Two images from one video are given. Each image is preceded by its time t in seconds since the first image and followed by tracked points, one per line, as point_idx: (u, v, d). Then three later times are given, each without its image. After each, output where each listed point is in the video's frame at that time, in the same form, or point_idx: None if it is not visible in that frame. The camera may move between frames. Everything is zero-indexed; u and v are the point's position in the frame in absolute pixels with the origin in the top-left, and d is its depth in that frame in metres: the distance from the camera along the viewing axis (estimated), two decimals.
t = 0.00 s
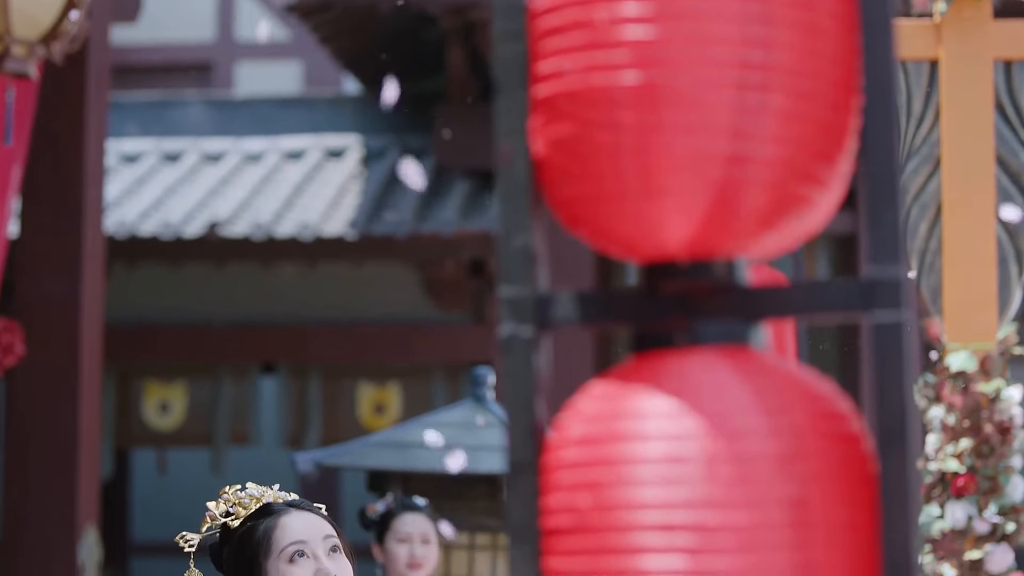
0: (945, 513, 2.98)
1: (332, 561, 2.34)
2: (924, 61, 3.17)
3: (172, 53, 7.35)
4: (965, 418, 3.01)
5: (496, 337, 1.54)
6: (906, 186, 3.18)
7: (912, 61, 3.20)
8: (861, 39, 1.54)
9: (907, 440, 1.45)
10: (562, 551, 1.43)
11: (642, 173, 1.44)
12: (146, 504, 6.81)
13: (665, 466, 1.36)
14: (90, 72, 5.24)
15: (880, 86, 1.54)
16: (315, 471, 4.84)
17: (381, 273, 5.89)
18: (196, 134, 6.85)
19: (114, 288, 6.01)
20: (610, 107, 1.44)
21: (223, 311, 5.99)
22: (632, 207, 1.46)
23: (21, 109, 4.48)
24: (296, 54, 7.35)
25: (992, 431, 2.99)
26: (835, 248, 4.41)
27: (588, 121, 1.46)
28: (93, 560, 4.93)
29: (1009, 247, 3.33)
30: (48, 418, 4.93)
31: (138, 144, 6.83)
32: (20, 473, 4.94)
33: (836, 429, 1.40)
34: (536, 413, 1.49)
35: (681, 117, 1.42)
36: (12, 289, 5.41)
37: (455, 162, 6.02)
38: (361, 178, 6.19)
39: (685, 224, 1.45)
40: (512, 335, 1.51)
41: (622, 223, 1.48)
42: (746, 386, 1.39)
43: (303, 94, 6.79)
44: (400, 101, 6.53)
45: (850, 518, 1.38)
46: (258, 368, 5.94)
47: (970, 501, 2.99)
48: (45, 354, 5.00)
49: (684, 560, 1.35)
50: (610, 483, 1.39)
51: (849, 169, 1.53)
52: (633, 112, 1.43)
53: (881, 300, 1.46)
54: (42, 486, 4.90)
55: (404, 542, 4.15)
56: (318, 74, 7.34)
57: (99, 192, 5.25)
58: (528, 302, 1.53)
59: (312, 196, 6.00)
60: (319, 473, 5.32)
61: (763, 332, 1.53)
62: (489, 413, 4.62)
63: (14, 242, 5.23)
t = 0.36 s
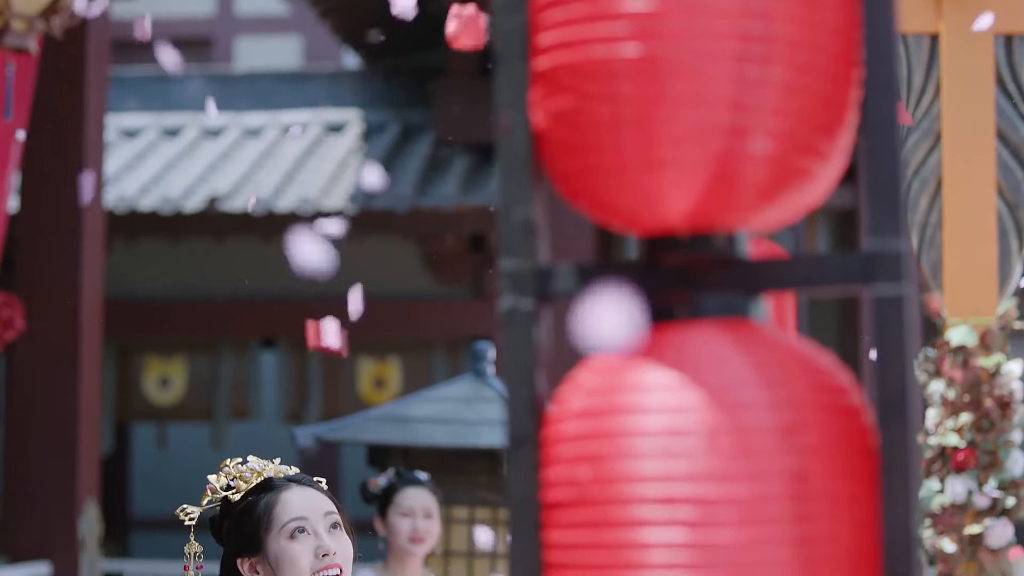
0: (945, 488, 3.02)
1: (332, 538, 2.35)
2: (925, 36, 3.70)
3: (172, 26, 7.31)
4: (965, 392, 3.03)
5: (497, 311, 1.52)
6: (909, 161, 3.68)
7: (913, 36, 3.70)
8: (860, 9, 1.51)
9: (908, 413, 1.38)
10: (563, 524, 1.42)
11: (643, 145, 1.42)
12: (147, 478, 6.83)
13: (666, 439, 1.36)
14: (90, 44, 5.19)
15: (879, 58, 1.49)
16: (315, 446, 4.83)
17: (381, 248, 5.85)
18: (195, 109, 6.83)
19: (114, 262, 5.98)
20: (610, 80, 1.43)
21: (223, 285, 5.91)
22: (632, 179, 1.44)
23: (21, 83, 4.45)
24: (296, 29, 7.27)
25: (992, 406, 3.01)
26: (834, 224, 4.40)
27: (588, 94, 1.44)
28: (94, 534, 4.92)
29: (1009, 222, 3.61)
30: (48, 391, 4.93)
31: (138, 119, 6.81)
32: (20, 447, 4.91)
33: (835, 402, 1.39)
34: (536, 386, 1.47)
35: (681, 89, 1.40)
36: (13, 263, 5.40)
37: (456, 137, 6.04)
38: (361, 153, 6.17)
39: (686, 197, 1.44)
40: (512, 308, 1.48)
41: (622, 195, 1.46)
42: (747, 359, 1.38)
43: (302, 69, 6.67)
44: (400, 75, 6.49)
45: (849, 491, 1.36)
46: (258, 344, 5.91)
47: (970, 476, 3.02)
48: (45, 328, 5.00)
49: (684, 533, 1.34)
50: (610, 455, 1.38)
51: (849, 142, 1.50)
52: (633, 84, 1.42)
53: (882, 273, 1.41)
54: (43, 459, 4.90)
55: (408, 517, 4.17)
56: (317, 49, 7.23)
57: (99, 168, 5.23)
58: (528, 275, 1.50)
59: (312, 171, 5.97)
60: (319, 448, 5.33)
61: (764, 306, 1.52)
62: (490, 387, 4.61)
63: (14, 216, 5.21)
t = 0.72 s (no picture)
0: (945, 462, 3.03)
1: (331, 513, 2.33)
2: (926, 11, 3.92)
3: None
4: (965, 367, 3.02)
5: (497, 285, 1.51)
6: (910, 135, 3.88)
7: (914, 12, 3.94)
8: None
9: (909, 385, 1.38)
10: (563, 497, 1.41)
11: (642, 116, 1.40)
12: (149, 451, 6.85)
13: (667, 412, 1.34)
14: (90, 20, 5.18)
15: (879, 32, 1.48)
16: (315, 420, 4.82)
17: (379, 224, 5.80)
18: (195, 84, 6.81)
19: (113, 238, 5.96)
20: (611, 53, 1.40)
21: (221, 259, 5.87)
22: (632, 150, 1.42)
23: (21, 58, 4.41)
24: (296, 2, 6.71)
25: (992, 380, 3.00)
26: (835, 198, 4.36)
27: (588, 67, 1.42)
28: (95, 509, 4.92)
29: (1011, 198, 3.87)
30: (48, 366, 4.93)
31: (138, 94, 6.78)
32: (20, 421, 4.90)
33: (836, 375, 1.37)
34: (536, 358, 1.47)
35: (681, 62, 1.38)
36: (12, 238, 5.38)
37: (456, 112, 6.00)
38: (361, 128, 6.13)
39: (686, 168, 1.42)
40: (512, 282, 1.48)
41: (622, 167, 1.44)
42: (747, 333, 1.36)
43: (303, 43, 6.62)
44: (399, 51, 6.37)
45: (851, 463, 1.34)
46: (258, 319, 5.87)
47: (970, 450, 3.02)
48: (45, 304, 4.99)
49: (684, 506, 1.33)
50: (610, 428, 1.37)
51: (849, 116, 1.48)
52: (634, 57, 1.39)
53: (881, 246, 1.41)
54: (44, 434, 4.90)
55: (410, 491, 4.12)
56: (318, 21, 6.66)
57: (99, 143, 5.19)
58: (529, 249, 1.49)
59: (312, 146, 5.95)
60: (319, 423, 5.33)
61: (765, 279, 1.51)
62: (490, 361, 4.61)
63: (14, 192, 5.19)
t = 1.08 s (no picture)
0: (945, 433, 2.98)
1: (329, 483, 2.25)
2: None
3: None
4: (965, 337, 2.96)
5: (497, 254, 1.49)
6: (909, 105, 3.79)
7: None
8: None
9: (910, 353, 1.35)
10: (564, 467, 1.36)
11: (642, 84, 1.37)
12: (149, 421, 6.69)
13: (667, 380, 1.28)
14: None
15: None
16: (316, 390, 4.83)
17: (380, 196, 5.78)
18: (195, 55, 6.75)
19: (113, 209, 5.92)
20: (611, 21, 1.38)
21: (222, 231, 5.87)
22: (631, 119, 1.39)
23: (21, 29, 4.37)
24: None
25: (993, 351, 2.94)
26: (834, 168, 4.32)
27: (588, 35, 1.40)
28: (95, 480, 4.94)
29: (1012, 170, 3.83)
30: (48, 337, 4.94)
31: (138, 66, 6.73)
32: (21, 392, 4.92)
33: (836, 343, 1.32)
34: (537, 327, 1.44)
35: (682, 30, 1.36)
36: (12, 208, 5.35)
37: (457, 84, 5.99)
38: (362, 99, 6.09)
39: (687, 138, 1.38)
40: (512, 250, 1.45)
41: (622, 137, 1.41)
42: (749, 300, 1.31)
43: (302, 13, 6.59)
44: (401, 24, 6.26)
45: (850, 433, 1.30)
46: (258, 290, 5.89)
47: (970, 421, 2.96)
48: (43, 273, 4.98)
49: (685, 475, 1.26)
50: (610, 397, 1.31)
51: (851, 85, 1.46)
52: (634, 24, 1.37)
53: (883, 215, 1.38)
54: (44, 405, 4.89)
55: (411, 462, 4.10)
56: None
57: (99, 115, 5.17)
58: (529, 217, 1.47)
59: (312, 117, 5.90)
60: (320, 393, 5.33)
61: (764, 249, 1.49)
62: (490, 332, 4.64)
63: (14, 163, 5.17)
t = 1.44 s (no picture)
0: (945, 402, 2.97)
1: (327, 454, 2.20)
2: None
3: None
4: (966, 306, 2.94)
5: (497, 220, 1.47)
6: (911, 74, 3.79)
7: None
8: None
9: (912, 321, 1.34)
10: (564, 433, 1.34)
11: (643, 49, 1.34)
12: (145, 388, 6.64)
13: (667, 346, 1.26)
14: None
15: None
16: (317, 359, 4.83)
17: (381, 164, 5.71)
18: (195, 23, 6.72)
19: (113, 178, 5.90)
20: None
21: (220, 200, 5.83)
22: (633, 85, 1.37)
23: None
24: None
25: (993, 319, 2.93)
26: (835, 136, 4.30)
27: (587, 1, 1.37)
28: (94, 449, 4.93)
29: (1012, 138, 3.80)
30: (49, 307, 4.93)
31: (138, 34, 6.63)
32: (21, 361, 4.91)
33: (836, 309, 1.31)
34: (537, 293, 1.43)
35: None
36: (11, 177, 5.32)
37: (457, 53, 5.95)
38: (362, 68, 6.05)
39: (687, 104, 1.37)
40: (512, 217, 1.43)
41: (622, 103, 1.39)
42: (750, 267, 1.29)
43: None
44: None
45: (850, 399, 1.28)
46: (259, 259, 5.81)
47: (970, 390, 2.95)
48: (44, 241, 4.97)
49: (685, 442, 1.24)
50: (610, 363, 1.29)
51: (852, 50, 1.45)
52: None
53: (885, 180, 1.37)
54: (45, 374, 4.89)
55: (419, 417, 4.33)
56: None
57: (99, 84, 5.13)
58: (529, 182, 1.45)
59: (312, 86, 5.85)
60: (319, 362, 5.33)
61: (766, 216, 1.47)
62: (490, 301, 4.69)
63: (14, 131, 5.14)
